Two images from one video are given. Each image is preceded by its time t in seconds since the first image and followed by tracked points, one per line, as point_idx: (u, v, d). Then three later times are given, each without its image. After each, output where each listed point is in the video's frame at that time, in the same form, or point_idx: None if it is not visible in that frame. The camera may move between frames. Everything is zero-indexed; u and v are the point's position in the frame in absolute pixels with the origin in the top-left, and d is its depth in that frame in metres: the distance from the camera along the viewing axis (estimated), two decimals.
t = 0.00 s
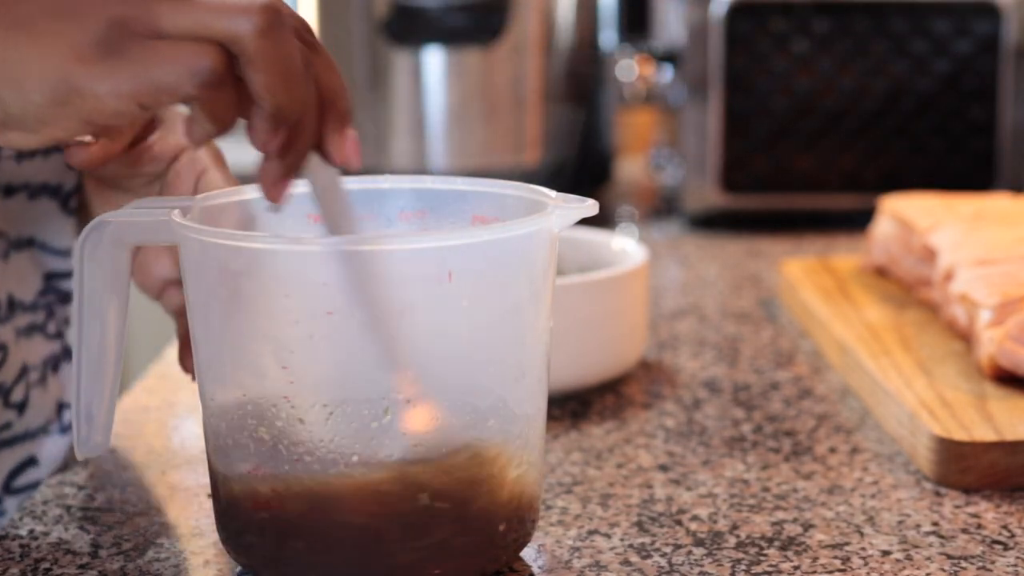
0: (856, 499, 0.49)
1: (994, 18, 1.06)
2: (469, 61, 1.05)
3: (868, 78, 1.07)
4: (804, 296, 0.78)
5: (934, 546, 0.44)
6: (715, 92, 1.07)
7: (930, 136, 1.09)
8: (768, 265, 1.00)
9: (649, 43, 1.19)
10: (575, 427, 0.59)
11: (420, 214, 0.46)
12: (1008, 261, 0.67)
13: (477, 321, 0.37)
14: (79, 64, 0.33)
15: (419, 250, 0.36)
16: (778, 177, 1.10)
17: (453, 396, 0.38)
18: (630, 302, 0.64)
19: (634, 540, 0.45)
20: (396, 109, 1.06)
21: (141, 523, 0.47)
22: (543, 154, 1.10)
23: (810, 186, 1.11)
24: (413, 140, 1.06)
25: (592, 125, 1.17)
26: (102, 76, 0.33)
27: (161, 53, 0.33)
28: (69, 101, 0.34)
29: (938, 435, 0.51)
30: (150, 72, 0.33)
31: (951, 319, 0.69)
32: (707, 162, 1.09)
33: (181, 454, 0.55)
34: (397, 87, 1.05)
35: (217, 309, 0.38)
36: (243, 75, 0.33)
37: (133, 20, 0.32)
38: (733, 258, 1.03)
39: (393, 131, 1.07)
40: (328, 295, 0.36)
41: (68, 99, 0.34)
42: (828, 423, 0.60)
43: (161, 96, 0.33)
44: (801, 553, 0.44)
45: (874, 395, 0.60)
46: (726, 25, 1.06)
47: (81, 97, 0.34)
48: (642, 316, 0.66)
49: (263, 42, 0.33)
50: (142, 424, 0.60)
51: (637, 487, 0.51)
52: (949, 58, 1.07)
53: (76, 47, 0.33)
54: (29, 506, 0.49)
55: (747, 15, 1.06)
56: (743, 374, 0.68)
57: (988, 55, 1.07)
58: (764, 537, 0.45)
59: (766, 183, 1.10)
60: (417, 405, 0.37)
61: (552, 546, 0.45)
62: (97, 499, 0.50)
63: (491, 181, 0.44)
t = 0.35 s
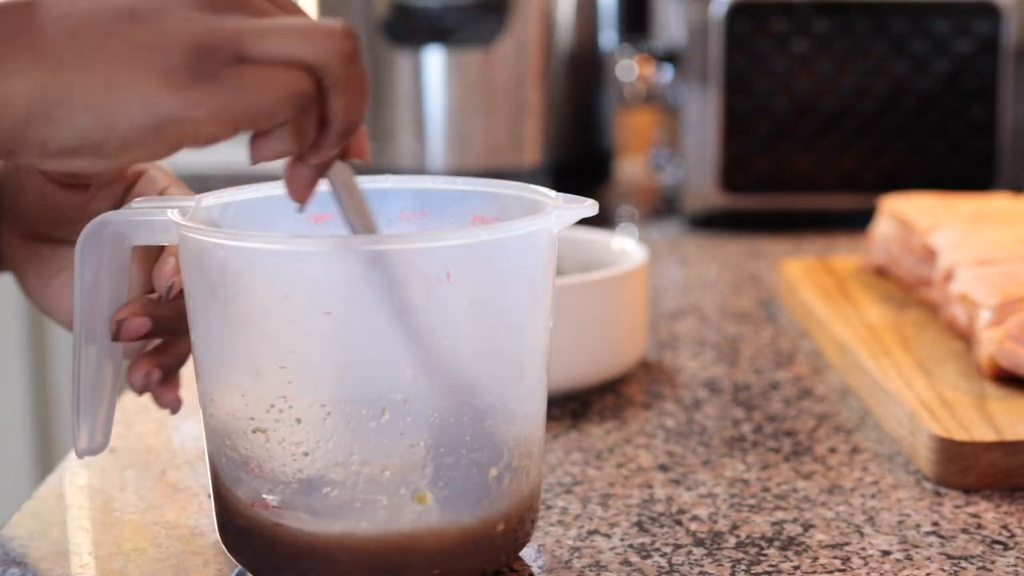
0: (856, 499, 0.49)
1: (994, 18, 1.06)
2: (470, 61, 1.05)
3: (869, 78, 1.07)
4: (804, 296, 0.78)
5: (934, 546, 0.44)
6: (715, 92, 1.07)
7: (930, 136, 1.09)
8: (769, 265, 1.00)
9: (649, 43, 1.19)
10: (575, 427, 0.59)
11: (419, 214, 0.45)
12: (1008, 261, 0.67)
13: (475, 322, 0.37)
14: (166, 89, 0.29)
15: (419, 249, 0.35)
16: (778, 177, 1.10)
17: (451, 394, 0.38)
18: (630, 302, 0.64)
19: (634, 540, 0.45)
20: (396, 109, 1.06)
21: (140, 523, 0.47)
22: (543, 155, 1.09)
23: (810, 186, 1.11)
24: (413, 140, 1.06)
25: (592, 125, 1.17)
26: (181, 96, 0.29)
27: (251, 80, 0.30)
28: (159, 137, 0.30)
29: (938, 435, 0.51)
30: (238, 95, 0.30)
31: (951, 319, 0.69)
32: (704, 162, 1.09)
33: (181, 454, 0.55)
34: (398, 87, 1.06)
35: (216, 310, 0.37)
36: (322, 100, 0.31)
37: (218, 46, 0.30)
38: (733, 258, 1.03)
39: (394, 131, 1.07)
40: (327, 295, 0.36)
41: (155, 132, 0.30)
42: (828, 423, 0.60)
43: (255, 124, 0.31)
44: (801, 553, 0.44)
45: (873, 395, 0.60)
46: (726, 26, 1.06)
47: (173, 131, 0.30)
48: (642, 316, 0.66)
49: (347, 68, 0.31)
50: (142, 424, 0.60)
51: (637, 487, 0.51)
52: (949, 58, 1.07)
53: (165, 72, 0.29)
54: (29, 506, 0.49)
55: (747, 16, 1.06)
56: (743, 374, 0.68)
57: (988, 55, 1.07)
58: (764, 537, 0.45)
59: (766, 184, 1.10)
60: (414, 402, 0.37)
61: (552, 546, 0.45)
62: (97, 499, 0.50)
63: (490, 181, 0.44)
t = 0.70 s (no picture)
0: (856, 499, 0.49)
1: (994, 18, 1.06)
2: (471, 61, 1.04)
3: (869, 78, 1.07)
4: (804, 296, 0.78)
5: (934, 546, 0.44)
6: (716, 92, 1.07)
7: (930, 136, 1.09)
8: (769, 265, 1.00)
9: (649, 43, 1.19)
10: (575, 428, 0.59)
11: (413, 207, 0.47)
12: (1008, 261, 0.67)
13: (386, 305, 0.37)
14: (155, 69, 0.32)
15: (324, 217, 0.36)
16: (778, 177, 1.10)
17: (363, 374, 0.38)
18: (630, 302, 0.64)
19: (634, 540, 0.45)
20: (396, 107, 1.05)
21: (140, 523, 0.47)
22: (542, 155, 1.10)
23: (810, 186, 1.11)
24: (413, 139, 1.06)
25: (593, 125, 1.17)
26: (160, 78, 0.32)
27: (234, 65, 0.33)
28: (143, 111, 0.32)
29: (939, 435, 0.51)
30: (211, 78, 0.33)
31: (951, 319, 0.69)
32: (705, 162, 1.09)
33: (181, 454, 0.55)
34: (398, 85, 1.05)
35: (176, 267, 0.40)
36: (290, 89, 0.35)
37: (199, 28, 0.32)
38: (733, 258, 1.03)
39: (393, 130, 1.06)
40: (246, 259, 0.37)
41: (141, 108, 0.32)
42: (828, 423, 0.60)
43: (228, 106, 0.34)
44: (801, 553, 0.44)
45: (874, 395, 0.60)
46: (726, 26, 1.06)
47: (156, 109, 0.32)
48: (642, 315, 0.66)
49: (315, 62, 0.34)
50: (142, 424, 0.60)
51: (638, 487, 0.51)
52: (949, 58, 1.07)
53: (148, 51, 0.31)
54: (29, 507, 0.49)
55: (747, 16, 1.06)
56: (743, 374, 0.68)
57: (988, 55, 1.07)
58: (765, 537, 0.45)
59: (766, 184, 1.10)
60: (323, 376, 0.38)
61: (552, 546, 0.45)
62: (97, 499, 0.50)
63: (512, 184, 0.43)
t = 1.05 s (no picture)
0: (856, 499, 0.49)
1: (994, 18, 1.06)
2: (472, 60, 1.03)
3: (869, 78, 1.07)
4: (804, 295, 0.78)
5: (934, 546, 0.44)
6: (714, 91, 1.07)
7: (930, 136, 1.09)
8: (768, 265, 1.00)
9: (648, 43, 1.19)
10: (575, 427, 0.59)
11: None
12: (1008, 261, 0.66)
13: None
14: None
15: None
16: (778, 177, 1.10)
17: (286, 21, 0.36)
18: (630, 302, 0.64)
19: (634, 540, 0.45)
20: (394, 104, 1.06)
21: (140, 523, 0.47)
22: (543, 154, 1.09)
23: (810, 186, 1.11)
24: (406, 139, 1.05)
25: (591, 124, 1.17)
26: None
27: None
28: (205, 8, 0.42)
29: (939, 435, 0.51)
30: None
31: (951, 319, 0.69)
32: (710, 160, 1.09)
33: (181, 454, 0.55)
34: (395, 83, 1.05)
35: (164, 4, 0.39)
36: None
37: None
38: (733, 258, 1.03)
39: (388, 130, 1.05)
40: None
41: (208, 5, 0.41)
42: (828, 423, 0.60)
43: None
44: (801, 553, 0.44)
45: (874, 395, 0.60)
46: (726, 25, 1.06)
47: None
48: (642, 315, 0.66)
49: None
50: (142, 424, 0.60)
51: (638, 487, 0.51)
52: (949, 57, 1.07)
53: None
54: (29, 506, 0.49)
55: (747, 16, 1.06)
56: (743, 374, 0.68)
57: (988, 55, 1.07)
58: (764, 537, 0.45)
59: (766, 184, 1.10)
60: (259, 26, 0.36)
61: (552, 546, 0.45)
62: (97, 499, 0.50)
63: None
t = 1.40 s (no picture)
0: (856, 499, 0.49)
1: (994, 17, 1.06)
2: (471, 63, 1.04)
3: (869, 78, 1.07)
4: (804, 295, 0.78)
5: (934, 546, 0.44)
6: (714, 91, 1.07)
7: (930, 136, 1.09)
8: (768, 265, 1.00)
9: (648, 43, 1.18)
10: (575, 427, 0.59)
11: None
12: (1008, 261, 0.66)
13: None
14: None
15: None
16: (778, 177, 1.10)
17: None
18: (630, 302, 0.64)
19: (634, 540, 0.45)
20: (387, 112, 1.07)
21: (140, 523, 0.47)
22: (543, 154, 1.10)
23: (810, 186, 1.10)
24: (401, 140, 1.07)
25: (598, 125, 1.16)
26: None
27: None
28: None
29: (938, 435, 0.51)
30: None
31: (951, 319, 0.69)
32: (708, 160, 1.09)
33: (181, 454, 0.55)
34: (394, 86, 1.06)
35: None
36: None
37: None
38: (733, 258, 1.03)
39: (385, 133, 1.08)
40: None
41: None
42: (828, 423, 0.60)
43: None
44: (801, 553, 0.44)
45: (874, 396, 0.60)
46: (726, 24, 1.06)
47: None
48: (642, 314, 0.66)
49: None
50: (142, 424, 0.60)
51: (637, 487, 0.51)
52: (949, 57, 1.07)
53: None
54: (29, 506, 0.49)
55: (747, 15, 1.06)
56: (743, 374, 0.68)
57: (988, 55, 1.07)
58: (764, 537, 0.45)
59: (766, 184, 1.10)
60: None
61: (552, 546, 0.45)
62: (97, 498, 0.50)
63: None
